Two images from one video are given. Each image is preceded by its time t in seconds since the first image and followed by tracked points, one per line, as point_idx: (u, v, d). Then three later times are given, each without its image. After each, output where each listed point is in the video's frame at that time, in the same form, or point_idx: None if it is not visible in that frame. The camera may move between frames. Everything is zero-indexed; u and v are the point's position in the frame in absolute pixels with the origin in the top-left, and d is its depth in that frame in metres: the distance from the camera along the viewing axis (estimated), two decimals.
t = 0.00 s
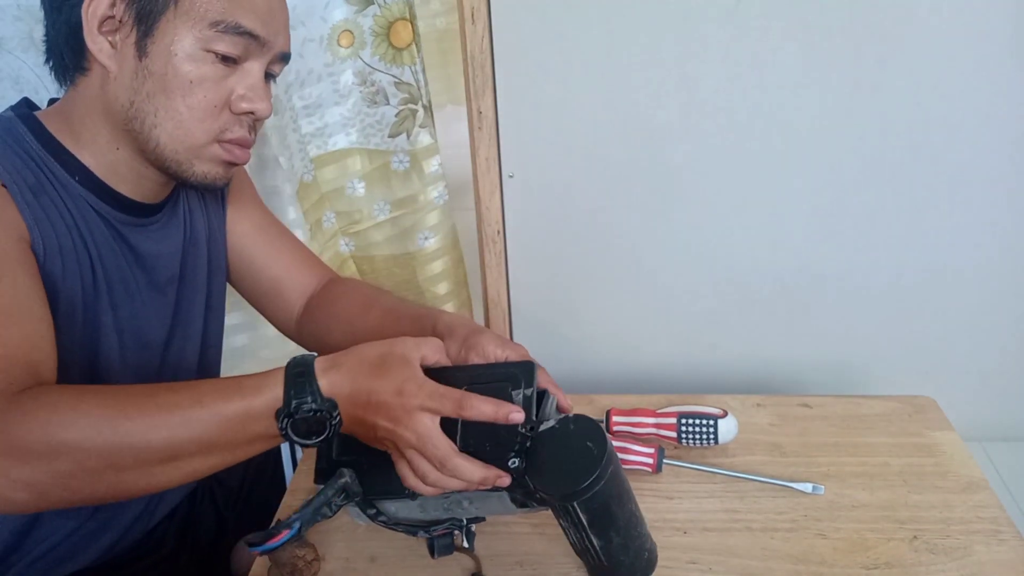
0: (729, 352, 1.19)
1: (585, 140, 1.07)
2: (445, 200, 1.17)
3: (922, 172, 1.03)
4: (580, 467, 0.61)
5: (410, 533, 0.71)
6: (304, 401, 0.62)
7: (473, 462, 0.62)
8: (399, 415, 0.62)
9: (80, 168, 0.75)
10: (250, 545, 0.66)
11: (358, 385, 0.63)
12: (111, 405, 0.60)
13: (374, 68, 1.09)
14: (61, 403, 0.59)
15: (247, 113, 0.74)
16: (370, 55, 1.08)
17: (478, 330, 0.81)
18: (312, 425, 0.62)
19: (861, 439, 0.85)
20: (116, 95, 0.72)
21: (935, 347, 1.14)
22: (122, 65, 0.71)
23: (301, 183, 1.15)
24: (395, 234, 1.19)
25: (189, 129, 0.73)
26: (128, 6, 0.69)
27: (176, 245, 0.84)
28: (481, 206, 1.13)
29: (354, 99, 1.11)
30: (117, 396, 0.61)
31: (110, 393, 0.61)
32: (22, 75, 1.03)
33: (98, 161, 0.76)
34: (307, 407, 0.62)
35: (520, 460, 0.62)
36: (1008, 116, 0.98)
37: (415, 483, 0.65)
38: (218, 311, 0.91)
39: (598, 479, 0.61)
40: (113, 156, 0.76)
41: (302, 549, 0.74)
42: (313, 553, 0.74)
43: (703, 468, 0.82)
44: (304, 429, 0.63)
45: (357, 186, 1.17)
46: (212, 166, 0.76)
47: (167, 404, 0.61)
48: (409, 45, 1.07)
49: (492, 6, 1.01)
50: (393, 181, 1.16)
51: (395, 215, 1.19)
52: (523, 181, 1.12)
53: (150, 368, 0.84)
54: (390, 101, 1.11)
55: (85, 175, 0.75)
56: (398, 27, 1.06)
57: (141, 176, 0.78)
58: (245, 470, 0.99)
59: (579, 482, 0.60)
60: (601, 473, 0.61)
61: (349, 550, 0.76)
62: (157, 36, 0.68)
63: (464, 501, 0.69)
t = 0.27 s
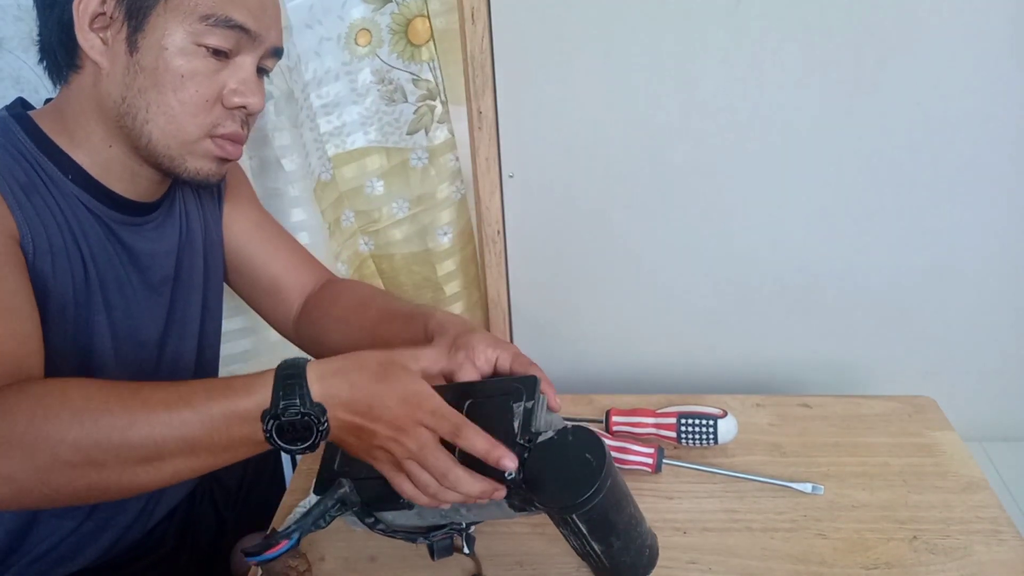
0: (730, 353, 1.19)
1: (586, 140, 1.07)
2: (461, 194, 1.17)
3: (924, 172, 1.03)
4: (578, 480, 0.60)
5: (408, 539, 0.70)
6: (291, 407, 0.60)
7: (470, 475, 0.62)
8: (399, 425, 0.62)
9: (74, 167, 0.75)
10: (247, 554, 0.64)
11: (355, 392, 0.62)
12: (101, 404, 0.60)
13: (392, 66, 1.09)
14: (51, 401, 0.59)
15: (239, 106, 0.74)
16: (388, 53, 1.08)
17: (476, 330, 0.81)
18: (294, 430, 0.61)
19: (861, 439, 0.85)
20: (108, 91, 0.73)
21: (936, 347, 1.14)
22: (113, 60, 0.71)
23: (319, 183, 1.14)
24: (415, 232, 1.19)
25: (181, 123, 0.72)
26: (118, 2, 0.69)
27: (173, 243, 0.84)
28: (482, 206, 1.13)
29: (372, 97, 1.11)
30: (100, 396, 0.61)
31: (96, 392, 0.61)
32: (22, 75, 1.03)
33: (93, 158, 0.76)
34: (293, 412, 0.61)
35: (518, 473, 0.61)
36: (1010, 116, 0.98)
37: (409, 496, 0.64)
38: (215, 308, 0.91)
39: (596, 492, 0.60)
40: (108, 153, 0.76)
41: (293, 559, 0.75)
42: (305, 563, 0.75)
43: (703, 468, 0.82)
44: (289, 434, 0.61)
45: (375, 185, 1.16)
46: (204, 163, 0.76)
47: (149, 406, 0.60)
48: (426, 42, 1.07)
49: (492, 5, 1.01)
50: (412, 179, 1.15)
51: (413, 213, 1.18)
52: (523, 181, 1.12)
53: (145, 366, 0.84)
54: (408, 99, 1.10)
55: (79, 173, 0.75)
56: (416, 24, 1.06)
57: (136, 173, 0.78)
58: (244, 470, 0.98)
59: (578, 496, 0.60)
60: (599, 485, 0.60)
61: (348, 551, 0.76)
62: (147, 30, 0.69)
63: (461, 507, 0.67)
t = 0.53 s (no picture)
0: (730, 353, 1.19)
1: (586, 140, 1.07)
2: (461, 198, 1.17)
3: (924, 172, 1.03)
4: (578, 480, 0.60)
5: (408, 538, 0.70)
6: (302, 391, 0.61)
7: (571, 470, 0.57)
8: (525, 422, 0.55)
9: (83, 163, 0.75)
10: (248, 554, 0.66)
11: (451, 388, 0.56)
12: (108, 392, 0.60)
13: (390, 68, 1.08)
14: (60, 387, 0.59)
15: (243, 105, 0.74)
16: (385, 54, 1.08)
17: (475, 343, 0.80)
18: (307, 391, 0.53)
19: (861, 439, 0.85)
20: (113, 91, 0.73)
21: (936, 347, 1.14)
22: (118, 61, 0.71)
23: (314, 184, 1.15)
24: (414, 235, 1.19)
25: (186, 123, 0.73)
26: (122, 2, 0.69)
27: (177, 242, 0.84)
28: (481, 206, 1.13)
29: (370, 99, 1.11)
30: (116, 313, 0.54)
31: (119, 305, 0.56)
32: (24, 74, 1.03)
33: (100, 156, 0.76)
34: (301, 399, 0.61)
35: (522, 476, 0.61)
36: (1010, 117, 0.98)
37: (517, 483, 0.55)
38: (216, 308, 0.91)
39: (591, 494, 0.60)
40: (113, 152, 0.76)
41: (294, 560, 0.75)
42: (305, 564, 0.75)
43: (703, 468, 0.82)
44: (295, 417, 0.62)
45: (374, 188, 1.16)
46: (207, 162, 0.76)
47: (157, 331, 0.54)
48: (424, 43, 1.07)
49: (492, 6, 1.01)
50: (411, 181, 1.15)
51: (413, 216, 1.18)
52: (523, 181, 1.12)
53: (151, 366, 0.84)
54: (406, 101, 1.10)
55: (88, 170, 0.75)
56: (414, 26, 1.06)
57: (141, 173, 0.78)
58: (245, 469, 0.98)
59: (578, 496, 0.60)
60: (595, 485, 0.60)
61: (348, 551, 0.76)
62: (151, 31, 0.68)
63: (461, 507, 0.65)
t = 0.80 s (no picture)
0: (729, 353, 1.19)
1: (585, 140, 1.07)
2: (449, 204, 1.16)
3: (923, 172, 1.03)
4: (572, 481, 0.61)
5: (405, 539, 0.70)
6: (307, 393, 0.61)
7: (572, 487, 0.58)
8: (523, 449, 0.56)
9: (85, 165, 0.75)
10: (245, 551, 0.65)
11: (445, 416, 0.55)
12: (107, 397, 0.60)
13: (377, 71, 1.09)
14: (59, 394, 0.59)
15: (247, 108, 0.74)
16: (373, 57, 1.08)
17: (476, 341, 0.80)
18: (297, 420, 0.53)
19: (862, 439, 0.85)
20: (116, 92, 0.73)
21: (935, 347, 1.14)
22: (121, 64, 0.71)
23: (301, 186, 1.13)
24: (400, 238, 1.18)
25: (190, 125, 0.72)
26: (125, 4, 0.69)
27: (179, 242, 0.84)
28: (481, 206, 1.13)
29: (356, 102, 1.10)
30: (114, 332, 0.54)
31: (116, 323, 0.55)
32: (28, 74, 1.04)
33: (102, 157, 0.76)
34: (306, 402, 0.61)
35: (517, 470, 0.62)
36: (1009, 116, 0.98)
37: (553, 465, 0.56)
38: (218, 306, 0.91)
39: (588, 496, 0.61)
40: (117, 154, 0.76)
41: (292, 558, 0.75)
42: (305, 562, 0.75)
43: (703, 468, 0.82)
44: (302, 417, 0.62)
45: (360, 190, 1.16)
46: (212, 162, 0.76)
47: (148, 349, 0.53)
48: (411, 47, 1.07)
49: (492, 6, 1.01)
50: (398, 184, 1.15)
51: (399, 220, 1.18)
52: (523, 180, 1.12)
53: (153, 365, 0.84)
54: (393, 104, 1.10)
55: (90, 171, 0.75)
56: (400, 28, 1.06)
57: (144, 174, 0.78)
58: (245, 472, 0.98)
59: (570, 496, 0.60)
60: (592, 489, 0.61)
61: (347, 551, 0.76)
62: (154, 33, 0.68)
63: (457, 509, 0.66)
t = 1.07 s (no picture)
0: (730, 354, 1.19)
1: (585, 139, 1.07)
2: (445, 205, 1.16)
3: (923, 173, 1.03)
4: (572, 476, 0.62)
5: (405, 540, 0.70)
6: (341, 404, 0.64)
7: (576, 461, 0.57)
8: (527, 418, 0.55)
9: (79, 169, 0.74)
10: (239, 553, 0.64)
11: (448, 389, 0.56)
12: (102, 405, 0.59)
13: (373, 71, 1.09)
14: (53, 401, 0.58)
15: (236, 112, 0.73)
16: (369, 57, 1.08)
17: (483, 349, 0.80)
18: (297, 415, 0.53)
19: (862, 439, 0.85)
20: (104, 97, 0.72)
21: (934, 347, 1.14)
22: (108, 69, 0.70)
23: (297, 188, 1.14)
24: (395, 238, 1.19)
25: (178, 131, 0.72)
26: (111, 8, 0.68)
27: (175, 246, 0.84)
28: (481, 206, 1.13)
29: (352, 103, 1.11)
30: (114, 334, 0.54)
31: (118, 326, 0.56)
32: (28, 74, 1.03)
33: (94, 162, 0.76)
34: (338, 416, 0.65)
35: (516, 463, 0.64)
36: (1009, 116, 0.99)
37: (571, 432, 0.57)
38: (216, 305, 0.92)
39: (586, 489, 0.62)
40: (108, 158, 0.76)
41: (292, 553, 0.75)
42: (305, 555, 0.75)
43: (703, 468, 0.82)
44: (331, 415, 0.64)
45: (355, 192, 1.16)
46: (202, 165, 0.76)
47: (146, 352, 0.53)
48: (407, 47, 1.06)
49: (492, 5, 1.01)
50: (393, 185, 1.15)
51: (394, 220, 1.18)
52: (523, 181, 1.12)
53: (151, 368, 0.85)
54: (389, 104, 1.11)
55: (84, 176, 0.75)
56: (396, 29, 1.05)
57: (137, 178, 0.78)
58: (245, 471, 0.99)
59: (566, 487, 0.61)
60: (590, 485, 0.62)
61: (347, 551, 0.76)
62: (139, 38, 0.67)
63: (452, 507, 0.66)
